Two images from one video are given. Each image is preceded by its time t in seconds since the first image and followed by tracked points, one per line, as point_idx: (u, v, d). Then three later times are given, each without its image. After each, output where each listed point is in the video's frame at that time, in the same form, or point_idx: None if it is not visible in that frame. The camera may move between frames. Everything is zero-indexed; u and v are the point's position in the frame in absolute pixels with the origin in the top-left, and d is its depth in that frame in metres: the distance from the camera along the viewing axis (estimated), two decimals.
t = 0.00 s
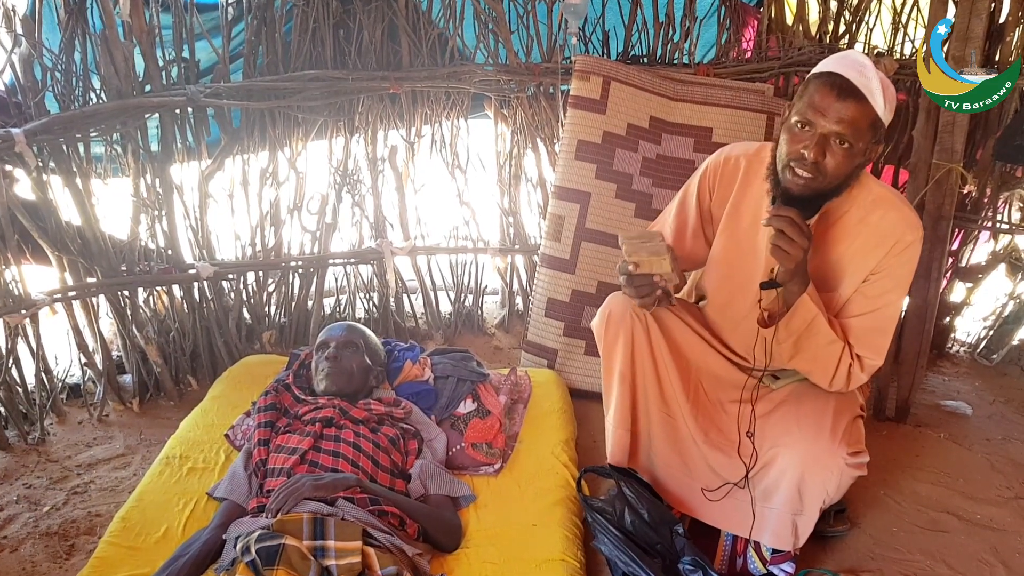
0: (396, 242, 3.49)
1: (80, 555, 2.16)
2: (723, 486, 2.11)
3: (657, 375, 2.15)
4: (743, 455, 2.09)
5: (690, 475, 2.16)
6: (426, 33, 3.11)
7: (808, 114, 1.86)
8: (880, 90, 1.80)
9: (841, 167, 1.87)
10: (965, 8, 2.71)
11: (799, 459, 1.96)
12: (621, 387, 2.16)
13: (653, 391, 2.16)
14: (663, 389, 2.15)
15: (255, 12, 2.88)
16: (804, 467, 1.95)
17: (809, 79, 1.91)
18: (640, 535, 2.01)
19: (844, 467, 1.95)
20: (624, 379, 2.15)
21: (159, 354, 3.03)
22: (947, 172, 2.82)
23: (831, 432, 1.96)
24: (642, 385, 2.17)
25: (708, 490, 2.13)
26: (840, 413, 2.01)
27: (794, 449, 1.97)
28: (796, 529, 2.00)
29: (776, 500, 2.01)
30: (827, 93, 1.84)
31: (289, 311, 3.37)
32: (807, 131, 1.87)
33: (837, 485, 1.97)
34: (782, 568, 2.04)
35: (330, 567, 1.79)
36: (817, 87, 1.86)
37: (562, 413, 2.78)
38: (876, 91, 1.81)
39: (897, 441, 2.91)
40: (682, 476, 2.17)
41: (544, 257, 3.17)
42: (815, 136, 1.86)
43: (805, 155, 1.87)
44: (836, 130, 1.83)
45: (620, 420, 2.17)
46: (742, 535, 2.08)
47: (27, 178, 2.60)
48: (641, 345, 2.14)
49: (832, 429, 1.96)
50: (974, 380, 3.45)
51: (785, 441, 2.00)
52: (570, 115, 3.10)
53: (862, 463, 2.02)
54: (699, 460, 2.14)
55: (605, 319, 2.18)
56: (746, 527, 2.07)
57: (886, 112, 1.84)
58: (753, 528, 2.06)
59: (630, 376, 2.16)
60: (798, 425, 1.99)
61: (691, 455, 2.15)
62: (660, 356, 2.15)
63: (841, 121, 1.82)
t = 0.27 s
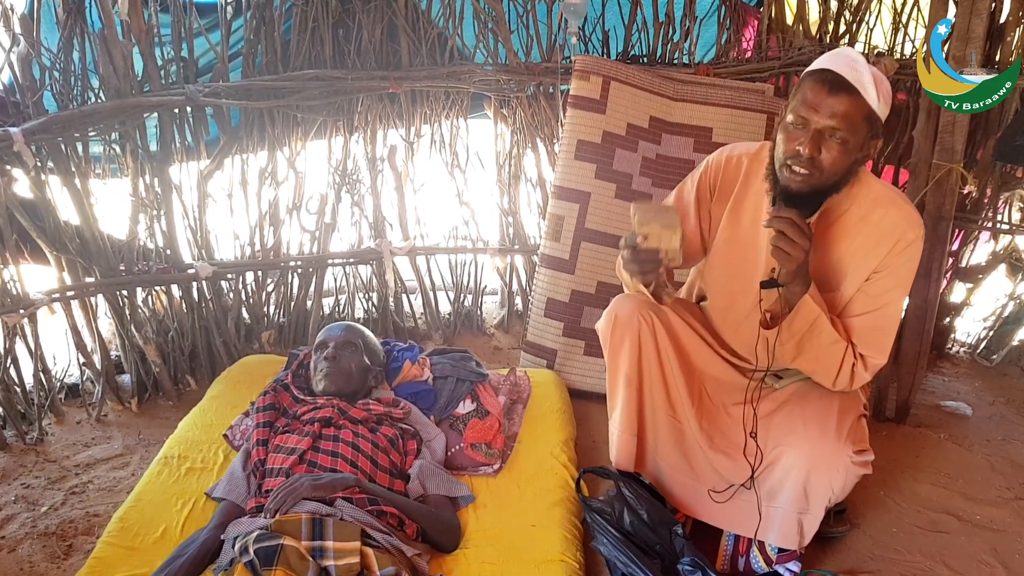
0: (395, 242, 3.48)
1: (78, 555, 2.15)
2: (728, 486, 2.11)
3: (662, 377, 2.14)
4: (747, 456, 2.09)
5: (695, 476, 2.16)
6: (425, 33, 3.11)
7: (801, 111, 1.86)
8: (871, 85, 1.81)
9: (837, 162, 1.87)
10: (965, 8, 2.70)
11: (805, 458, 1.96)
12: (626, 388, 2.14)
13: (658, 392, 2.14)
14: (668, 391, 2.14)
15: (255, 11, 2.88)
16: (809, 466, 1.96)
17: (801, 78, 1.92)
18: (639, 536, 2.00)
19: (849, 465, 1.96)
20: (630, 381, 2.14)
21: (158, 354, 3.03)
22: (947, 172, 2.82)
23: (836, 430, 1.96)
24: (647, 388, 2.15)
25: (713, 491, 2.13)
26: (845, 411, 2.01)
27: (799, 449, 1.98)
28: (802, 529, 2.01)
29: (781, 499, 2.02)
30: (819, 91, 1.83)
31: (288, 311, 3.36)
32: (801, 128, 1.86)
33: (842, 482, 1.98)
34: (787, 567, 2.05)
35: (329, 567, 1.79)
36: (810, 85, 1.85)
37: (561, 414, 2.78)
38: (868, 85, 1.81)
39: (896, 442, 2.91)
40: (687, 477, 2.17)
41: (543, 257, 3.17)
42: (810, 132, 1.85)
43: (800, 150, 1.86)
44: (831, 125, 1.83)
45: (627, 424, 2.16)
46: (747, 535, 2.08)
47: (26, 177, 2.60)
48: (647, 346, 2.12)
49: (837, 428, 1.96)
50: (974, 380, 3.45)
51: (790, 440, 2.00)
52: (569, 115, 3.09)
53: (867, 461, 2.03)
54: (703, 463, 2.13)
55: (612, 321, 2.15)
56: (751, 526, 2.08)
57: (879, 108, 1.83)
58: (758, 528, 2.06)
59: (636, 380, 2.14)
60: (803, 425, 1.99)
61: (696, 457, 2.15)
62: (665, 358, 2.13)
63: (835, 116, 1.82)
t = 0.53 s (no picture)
0: (394, 241, 3.48)
1: (76, 555, 2.15)
2: (728, 488, 2.10)
3: (660, 380, 2.14)
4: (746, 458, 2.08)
5: (694, 478, 2.15)
6: (424, 32, 3.10)
7: (793, 106, 1.85)
8: (863, 79, 1.80)
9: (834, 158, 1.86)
10: (964, 7, 2.70)
11: (804, 459, 1.96)
12: (624, 390, 2.15)
13: (656, 394, 2.14)
14: (666, 394, 2.14)
15: (253, 10, 2.87)
16: (809, 468, 1.95)
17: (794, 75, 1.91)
18: (638, 536, 2.00)
19: (849, 466, 1.96)
20: (628, 383, 2.14)
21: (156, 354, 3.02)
22: (946, 172, 2.82)
23: (836, 432, 1.96)
24: (645, 391, 2.16)
25: (712, 493, 2.13)
26: (844, 412, 2.01)
27: (799, 450, 1.97)
28: (802, 530, 2.00)
29: (781, 501, 2.01)
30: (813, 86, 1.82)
31: (287, 311, 3.35)
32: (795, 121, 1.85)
33: (843, 483, 1.97)
34: (787, 569, 2.03)
35: (327, 568, 1.79)
36: (803, 81, 1.85)
37: (560, 414, 2.77)
38: (861, 79, 1.80)
39: (896, 442, 2.90)
40: (686, 479, 2.16)
41: (541, 257, 3.16)
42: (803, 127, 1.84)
43: (793, 146, 1.85)
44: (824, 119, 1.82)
45: (625, 427, 2.16)
46: (747, 537, 2.08)
47: (23, 177, 2.58)
48: (645, 348, 2.12)
49: (836, 429, 1.96)
50: (973, 380, 3.45)
51: (789, 441, 2.00)
52: (568, 114, 3.09)
53: (867, 462, 2.02)
54: (702, 465, 2.13)
55: (609, 322, 2.17)
56: (751, 528, 2.08)
57: (873, 103, 1.82)
58: (758, 530, 2.06)
59: (634, 383, 2.15)
60: (802, 426, 1.99)
61: (695, 459, 2.14)
62: (663, 359, 2.13)
63: (827, 111, 1.81)
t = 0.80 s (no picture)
0: (394, 241, 3.47)
1: (75, 556, 2.14)
2: (726, 489, 2.09)
3: (658, 380, 2.13)
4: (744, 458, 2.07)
5: (692, 478, 2.14)
6: (424, 31, 3.10)
7: (796, 109, 1.85)
8: (867, 84, 1.80)
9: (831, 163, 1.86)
10: (965, 6, 2.69)
11: (802, 460, 1.95)
12: (622, 391, 2.14)
13: (655, 394, 2.14)
14: (664, 394, 2.14)
15: (253, 9, 2.86)
16: (807, 468, 1.94)
17: (798, 76, 1.90)
18: (638, 536, 1.99)
19: (848, 466, 1.94)
20: (626, 383, 2.13)
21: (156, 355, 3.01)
22: (947, 171, 2.81)
23: (834, 431, 1.95)
24: (643, 391, 2.15)
25: (711, 493, 2.12)
26: (842, 412, 2.00)
27: (797, 450, 1.96)
28: (801, 530, 1.99)
29: (779, 501, 2.00)
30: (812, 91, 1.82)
31: (286, 311, 3.35)
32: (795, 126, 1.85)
33: (841, 484, 1.96)
34: (786, 569, 2.03)
35: (327, 569, 1.79)
36: (805, 83, 1.84)
37: (560, 413, 2.77)
38: (864, 84, 1.80)
39: (896, 441, 2.90)
40: (684, 479, 2.16)
41: (542, 257, 3.16)
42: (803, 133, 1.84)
43: (795, 151, 1.85)
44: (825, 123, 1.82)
45: (623, 427, 2.16)
46: (746, 537, 2.07)
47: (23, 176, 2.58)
48: (642, 349, 2.11)
49: (835, 429, 1.95)
50: (974, 379, 3.44)
51: (788, 442, 1.99)
52: (568, 114, 3.08)
53: (865, 460, 2.01)
54: (701, 465, 2.12)
55: (606, 323, 2.15)
56: (750, 528, 2.07)
57: (875, 108, 1.82)
58: (756, 530, 2.05)
59: (632, 384, 2.14)
60: (800, 426, 1.98)
61: (693, 459, 2.14)
62: (661, 359, 2.12)
63: (829, 115, 1.80)
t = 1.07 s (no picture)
0: (394, 238, 3.47)
1: (75, 553, 2.14)
2: (722, 487, 2.09)
3: (656, 375, 2.14)
4: (741, 457, 2.06)
5: (688, 476, 2.14)
6: (424, 28, 3.09)
7: (791, 105, 1.84)
8: (862, 78, 1.79)
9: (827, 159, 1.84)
10: (965, 4, 2.69)
11: (798, 459, 1.94)
12: (618, 388, 2.14)
13: (652, 391, 2.14)
14: (661, 390, 2.14)
15: (253, 6, 2.86)
16: (803, 467, 1.93)
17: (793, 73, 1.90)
18: (638, 533, 1.99)
19: (844, 466, 1.93)
20: (622, 381, 2.13)
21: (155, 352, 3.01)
22: (948, 168, 2.80)
23: (830, 431, 1.94)
24: (641, 388, 2.15)
25: (707, 491, 2.11)
26: (839, 411, 2.00)
27: (793, 449, 1.95)
28: (798, 530, 1.98)
29: (776, 501, 1.99)
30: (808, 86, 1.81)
31: (286, 308, 3.34)
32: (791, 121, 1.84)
33: (837, 485, 1.94)
34: (782, 569, 2.03)
35: (326, 566, 1.78)
36: (800, 80, 1.84)
37: (561, 411, 2.76)
38: (858, 79, 1.79)
39: (896, 439, 2.90)
40: (681, 477, 2.15)
41: (542, 254, 3.16)
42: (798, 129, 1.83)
43: (790, 147, 1.84)
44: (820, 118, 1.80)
45: (620, 421, 2.16)
46: (742, 536, 2.06)
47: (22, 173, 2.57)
48: (638, 345, 2.12)
49: (831, 429, 1.95)
50: (974, 377, 3.44)
51: (784, 440, 1.98)
52: (569, 111, 3.08)
53: (862, 462, 2.02)
54: (697, 463, 2.12)
55: (602, 320, 2.15)
56: (746, 528, 2.05)
57: (871, 103, 1.81)
58: (753, 529, 2.04)
59: (629, 379, 2.14)
60: (796, 425, 1.98)
61: (690, 456, 2.13)
62: (657, 356, 2.13)
63: (824, 111, 1.79)
